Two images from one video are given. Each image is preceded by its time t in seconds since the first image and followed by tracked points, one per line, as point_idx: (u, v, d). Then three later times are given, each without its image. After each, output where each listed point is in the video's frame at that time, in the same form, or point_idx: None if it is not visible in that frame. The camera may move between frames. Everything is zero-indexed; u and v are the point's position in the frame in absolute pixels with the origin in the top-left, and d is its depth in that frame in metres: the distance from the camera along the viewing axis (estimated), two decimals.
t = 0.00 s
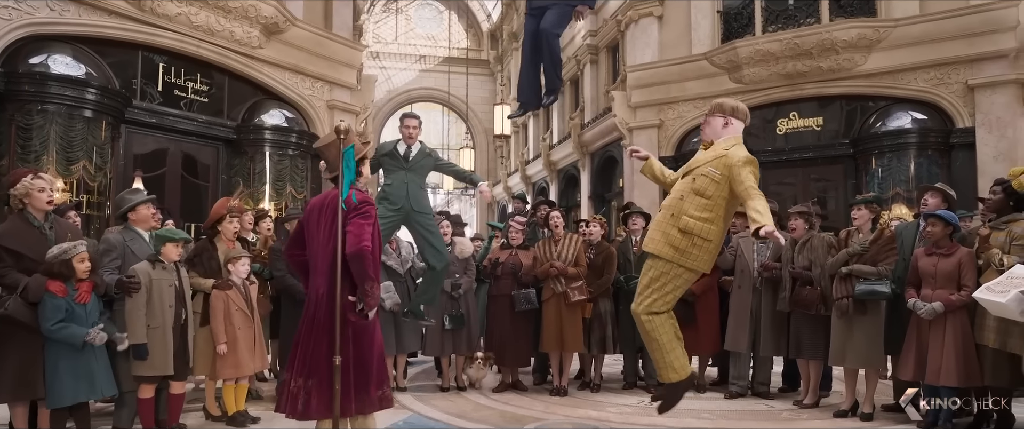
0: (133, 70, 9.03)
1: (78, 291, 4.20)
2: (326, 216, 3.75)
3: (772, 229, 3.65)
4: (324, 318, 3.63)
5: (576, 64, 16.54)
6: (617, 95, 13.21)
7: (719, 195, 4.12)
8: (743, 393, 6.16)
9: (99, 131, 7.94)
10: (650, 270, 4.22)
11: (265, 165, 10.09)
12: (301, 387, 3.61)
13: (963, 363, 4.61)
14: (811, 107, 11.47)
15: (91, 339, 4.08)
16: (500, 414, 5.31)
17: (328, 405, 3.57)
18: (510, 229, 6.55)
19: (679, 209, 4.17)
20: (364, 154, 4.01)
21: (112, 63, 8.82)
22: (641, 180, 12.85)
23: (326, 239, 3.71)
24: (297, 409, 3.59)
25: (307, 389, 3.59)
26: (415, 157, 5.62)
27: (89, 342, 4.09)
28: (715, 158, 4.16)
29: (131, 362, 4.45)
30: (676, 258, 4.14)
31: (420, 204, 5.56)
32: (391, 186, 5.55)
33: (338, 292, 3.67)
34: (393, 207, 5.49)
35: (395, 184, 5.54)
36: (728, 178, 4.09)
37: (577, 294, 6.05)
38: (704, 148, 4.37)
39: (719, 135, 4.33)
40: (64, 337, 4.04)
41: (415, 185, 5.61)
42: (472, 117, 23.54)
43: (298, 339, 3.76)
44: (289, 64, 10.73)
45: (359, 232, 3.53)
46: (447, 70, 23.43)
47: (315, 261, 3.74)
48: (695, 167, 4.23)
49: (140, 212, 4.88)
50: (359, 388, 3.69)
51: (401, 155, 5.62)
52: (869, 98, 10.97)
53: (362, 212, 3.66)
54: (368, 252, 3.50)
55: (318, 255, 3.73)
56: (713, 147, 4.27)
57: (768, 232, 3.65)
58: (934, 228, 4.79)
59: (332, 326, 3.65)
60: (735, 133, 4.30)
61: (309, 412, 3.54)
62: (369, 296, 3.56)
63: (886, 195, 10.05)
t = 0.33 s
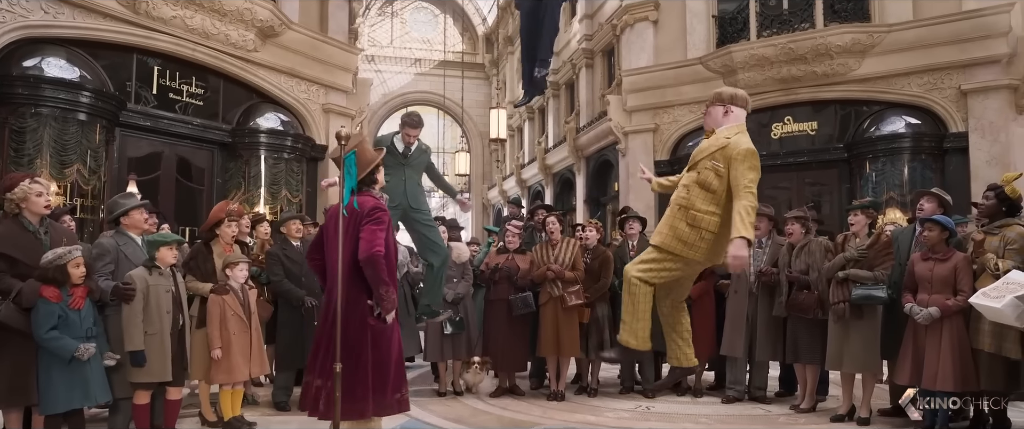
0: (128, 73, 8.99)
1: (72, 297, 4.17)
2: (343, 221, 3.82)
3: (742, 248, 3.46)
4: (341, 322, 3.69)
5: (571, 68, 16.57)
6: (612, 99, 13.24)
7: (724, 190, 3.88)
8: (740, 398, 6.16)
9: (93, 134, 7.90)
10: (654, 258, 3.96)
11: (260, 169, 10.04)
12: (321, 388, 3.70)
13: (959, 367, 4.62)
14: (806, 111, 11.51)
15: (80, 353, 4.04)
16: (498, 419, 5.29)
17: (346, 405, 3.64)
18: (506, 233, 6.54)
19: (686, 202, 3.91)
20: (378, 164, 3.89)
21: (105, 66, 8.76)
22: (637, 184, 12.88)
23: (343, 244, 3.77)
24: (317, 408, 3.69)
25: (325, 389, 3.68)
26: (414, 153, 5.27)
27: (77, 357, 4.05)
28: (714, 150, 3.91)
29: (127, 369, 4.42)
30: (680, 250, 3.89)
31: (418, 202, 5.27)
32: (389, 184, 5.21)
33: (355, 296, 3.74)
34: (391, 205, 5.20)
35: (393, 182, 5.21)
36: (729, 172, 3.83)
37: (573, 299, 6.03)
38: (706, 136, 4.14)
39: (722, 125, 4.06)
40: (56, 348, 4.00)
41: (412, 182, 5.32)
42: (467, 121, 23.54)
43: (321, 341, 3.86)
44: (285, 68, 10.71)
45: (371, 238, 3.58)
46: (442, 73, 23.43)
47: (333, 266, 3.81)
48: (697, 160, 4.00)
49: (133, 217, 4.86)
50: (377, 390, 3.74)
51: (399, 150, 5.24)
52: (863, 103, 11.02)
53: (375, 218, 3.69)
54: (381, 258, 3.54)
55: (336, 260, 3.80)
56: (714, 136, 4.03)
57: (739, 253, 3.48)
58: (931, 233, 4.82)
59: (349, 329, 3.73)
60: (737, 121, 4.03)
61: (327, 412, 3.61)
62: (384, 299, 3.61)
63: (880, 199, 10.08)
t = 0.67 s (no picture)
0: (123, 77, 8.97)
1: (66, 303, 4.13)
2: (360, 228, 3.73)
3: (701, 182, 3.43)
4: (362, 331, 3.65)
5: (566, 72, 16.61)
6: (608, 103, 13.27)
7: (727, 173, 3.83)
8: (737, 402, 6.16)
9: (87, 137, 7.86)
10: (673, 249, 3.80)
11: (255, 172, 10.01)
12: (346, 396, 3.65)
13: (956, 370, 4.64)
14: (800, 115, 11.54)
15: (65, 367, 3.94)
16: (495, 423, 5.29)
17: (372, 414, 3.59)
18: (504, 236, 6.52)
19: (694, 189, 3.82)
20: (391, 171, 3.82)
21: (99, 68, 8.73)
22: (632, 187, 12.91)
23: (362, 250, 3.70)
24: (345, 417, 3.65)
25: (351, 398, 3.63)
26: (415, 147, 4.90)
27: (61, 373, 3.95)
28: (714, 140, 3.92)
29: (125, 374, 4.39)
30: (694, 239, 3.70)
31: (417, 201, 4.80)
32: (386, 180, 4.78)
33: (375, 302, 3.69)
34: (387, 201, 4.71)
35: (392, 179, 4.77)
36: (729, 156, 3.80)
37: (570, 303, 6.03)
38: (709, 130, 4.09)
39: (727, 116, 3.98)
40: (46, 356, 3.93)
41: (413, 180, 4.87)
42: (462, 124, 23.56)
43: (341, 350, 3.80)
44: (280, 71, 10.69)
45: (392, 245, 3.51)
46: (437, 76, 23.46)
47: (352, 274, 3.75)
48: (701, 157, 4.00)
49: (145, 226, 4.89)
50: (400, 397, 3.70)
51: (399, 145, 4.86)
52: (856, 107, 11.05)
53: (393, 224, 3.60)
54: (403, 265, 3.48)
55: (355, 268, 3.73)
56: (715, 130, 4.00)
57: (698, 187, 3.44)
58: (928, 237, 4.84)
59: (372, 336, 3.68)
60: (739, 113, 3.94)
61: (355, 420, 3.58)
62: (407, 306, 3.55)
63: (874, 202, 10.13)
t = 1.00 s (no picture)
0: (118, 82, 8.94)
1: (64, 309, 4.12)
2: (374, 235, 3.73)
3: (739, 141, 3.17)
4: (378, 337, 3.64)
5: (562, 77, 16.65)
6: (603, 108, 13.27)
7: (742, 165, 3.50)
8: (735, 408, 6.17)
9: (81, 142, 7.82)
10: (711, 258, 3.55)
11: (250, 176, 9.97)
12: (363, 403, 3.62)
13: (952, 375, 4.67)
14: (794, 121, 11.58)
15: (46, 380, 3.89)
16: None
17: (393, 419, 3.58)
18: (501, 242, 6.51)
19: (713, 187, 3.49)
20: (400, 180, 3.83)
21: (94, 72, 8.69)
22: (627, 192, 12.92)
23: (377, 257, 3.69)
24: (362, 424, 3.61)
25: (370, 404, 3.61)
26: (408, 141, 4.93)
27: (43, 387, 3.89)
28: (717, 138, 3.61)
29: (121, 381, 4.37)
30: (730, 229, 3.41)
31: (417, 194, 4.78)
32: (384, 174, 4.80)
33: (391, 309, 3.69)
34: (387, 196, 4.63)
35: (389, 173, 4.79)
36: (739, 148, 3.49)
37: (567, 309, 6.03)
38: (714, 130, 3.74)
39: (734, 115, 3.60)
40: (37, 365, 3.91)
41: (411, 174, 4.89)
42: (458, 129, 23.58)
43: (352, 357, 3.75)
44: (276, 76, 10.67)
45: (409, 251, 3.51)
46: (433, 81, 23.47)
47: (364, 280, 3.73)
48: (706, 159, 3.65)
49: (155, 235, 4.87)
50: (420, 400, 3.69)
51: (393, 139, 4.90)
52: (849, 113, 11.12)
53: (409, 231, 3.61)
54: (420, 271, 3.48)
55: (368, 274, 3.71)
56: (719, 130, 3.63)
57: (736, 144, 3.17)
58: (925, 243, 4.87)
59: (389, 342, 3.67)
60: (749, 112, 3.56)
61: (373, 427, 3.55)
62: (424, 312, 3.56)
63: (868, 207, 10.18)
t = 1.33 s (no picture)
0: (112, 83, 8.91)
1: (57, 313, 4.08)
2: (394, 236, 3.72)
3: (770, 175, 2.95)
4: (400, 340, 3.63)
5: (556, 80, 16.69)
6: (598, 111, 13.29)
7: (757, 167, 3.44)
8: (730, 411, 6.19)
9: (74, 143, 7.77)
10: (744, 259, 3.50)
11: (244, 178, 9.93)
12: (382, 406, 3.58)
13: (946, 378, 4.71)
14: (786, 124, 11.64)
15: (36, 390, 3.83)
16: None
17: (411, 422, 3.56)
18: (496, 245, 6.53)
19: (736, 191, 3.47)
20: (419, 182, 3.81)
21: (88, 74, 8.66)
22: (621, 195, 12.95)
23: (398, 259, 3.67)
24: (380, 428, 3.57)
25: (388, 406, 3.56)
26: (402, 136, 4.96)
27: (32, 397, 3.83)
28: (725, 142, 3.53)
29: (115, 386, 4.36)
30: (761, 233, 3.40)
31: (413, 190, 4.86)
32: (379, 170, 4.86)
33: (411, 310, 3.68)
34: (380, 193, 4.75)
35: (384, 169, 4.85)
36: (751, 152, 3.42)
37: (564, 313, 6.04)
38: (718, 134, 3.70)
39: (739, 116, 3.56)
40: (30, 370, 3.87)
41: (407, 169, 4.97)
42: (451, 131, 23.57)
43: (370, 360, 3.73)
44: (270, 78, 10.64)
45: (435, 252, 3.53)
46: (427, 83, 23.46)
47: (386, 282, 3.72)
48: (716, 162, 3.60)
49: (144, 233, 4.79)
50: (434, 403, 3.68)
51: (388, 134, 4.95)
52: (842, 116, 11.20)
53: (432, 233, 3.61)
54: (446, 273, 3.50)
55: (389, 276, 3.70)
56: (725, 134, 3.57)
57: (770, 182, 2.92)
58: (920, 246, 4.91)
59: (410, 344, 3.66)
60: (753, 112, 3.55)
61: None
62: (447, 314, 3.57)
63: (861, 210, 10.24)
